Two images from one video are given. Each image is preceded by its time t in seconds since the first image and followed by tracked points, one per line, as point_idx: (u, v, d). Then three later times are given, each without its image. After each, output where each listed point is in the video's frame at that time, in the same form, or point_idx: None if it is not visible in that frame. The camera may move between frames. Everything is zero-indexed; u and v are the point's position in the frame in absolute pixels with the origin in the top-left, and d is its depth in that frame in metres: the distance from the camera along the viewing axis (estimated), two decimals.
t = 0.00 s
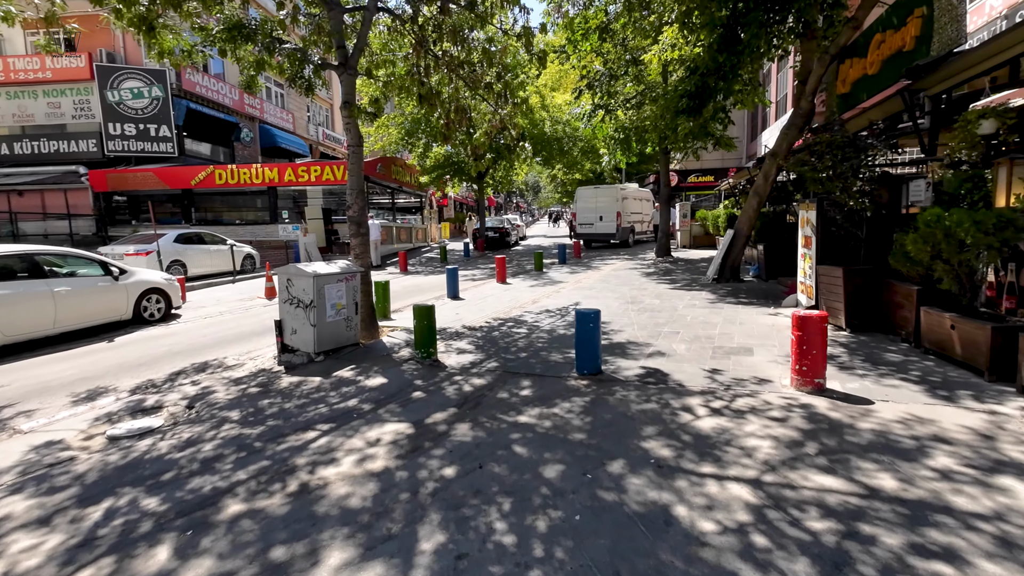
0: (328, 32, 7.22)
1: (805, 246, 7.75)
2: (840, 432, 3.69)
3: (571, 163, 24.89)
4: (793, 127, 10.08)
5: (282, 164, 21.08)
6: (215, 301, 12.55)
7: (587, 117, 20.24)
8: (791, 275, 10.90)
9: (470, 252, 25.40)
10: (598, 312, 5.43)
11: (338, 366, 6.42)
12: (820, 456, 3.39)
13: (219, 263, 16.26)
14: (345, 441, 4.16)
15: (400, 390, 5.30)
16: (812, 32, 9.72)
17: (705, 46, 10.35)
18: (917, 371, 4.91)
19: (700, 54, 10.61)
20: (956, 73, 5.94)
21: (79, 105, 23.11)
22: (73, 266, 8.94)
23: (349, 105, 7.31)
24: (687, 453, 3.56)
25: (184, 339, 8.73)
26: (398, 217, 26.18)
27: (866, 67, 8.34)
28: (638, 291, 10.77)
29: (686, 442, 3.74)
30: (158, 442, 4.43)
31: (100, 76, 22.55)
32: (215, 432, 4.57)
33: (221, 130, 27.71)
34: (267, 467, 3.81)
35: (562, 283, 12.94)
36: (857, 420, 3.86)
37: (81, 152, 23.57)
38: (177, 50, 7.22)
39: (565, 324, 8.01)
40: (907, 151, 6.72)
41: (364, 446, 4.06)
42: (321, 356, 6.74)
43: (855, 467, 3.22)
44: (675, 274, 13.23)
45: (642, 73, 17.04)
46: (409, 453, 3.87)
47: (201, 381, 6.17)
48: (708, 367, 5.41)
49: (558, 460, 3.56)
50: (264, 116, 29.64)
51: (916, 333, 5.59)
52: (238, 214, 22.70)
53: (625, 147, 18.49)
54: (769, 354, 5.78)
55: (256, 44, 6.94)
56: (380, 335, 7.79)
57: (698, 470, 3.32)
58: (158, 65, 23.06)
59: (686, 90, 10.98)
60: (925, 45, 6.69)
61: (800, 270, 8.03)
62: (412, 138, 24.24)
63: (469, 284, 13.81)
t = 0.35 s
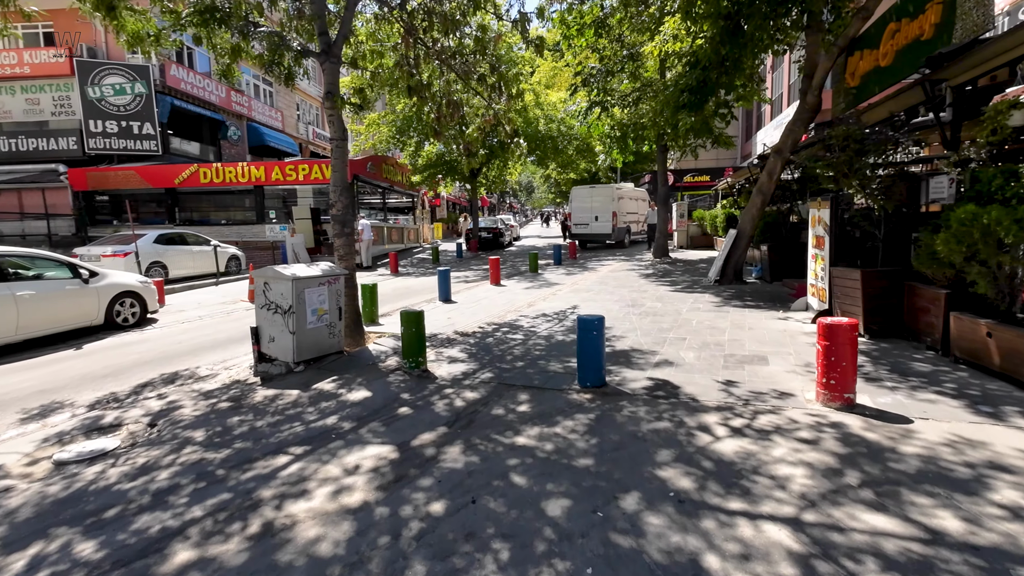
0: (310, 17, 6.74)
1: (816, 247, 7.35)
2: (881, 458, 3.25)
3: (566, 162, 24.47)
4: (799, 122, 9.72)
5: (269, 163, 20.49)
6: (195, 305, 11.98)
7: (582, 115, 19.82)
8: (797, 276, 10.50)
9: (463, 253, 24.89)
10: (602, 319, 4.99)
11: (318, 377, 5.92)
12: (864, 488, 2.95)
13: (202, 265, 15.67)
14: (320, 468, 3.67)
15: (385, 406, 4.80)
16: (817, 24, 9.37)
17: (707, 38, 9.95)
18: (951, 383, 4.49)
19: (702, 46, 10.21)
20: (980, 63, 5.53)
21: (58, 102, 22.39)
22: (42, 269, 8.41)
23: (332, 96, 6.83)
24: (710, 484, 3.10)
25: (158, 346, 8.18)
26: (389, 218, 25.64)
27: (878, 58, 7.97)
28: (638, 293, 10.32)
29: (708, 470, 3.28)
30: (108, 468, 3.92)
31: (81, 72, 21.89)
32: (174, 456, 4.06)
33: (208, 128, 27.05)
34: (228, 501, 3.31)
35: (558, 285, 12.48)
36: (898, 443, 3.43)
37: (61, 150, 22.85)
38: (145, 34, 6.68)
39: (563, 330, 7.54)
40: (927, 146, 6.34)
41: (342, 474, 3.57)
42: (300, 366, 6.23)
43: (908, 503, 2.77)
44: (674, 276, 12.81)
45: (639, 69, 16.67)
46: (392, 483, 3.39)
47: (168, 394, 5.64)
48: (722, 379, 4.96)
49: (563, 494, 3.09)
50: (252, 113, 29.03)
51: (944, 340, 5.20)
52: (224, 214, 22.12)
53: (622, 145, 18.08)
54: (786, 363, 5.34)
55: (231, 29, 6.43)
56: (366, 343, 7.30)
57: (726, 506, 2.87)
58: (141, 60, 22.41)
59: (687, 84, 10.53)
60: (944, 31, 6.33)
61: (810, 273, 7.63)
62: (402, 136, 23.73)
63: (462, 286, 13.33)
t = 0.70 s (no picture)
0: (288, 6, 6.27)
1: (828, 254, 6.96)
2: (936, 504, 2.81)
3: (561, 164, 24.05)
4: (805, 122, 9.37)
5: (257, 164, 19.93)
6: (174, 312, 11.42)
7: (577, 116, 19.40)
8: (802, 283, 10.11)
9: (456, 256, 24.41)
10: (607, 334, 4.55)
11: (297, 396, 5.43)
12: (923, 543, 2.51)
13: (185, 269, 15.08)
14: (287, 513, 3.18)
15: (367, 433, 4.32)
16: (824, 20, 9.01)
17: (710, 34, 9.58)
18: (992, 407, 4.08)
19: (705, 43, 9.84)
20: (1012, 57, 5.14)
21: (38, 100, 21.72)
22: (3, 276, 7.85)
23: (313, 91, 6.34)
24: (741, 537, 2.65)
25: (128, 359, 7.64)
26: (381, 221, 25.11)
27: (890, 54, 7.59)
28: (638, 301, 9.90)
29: (736, 518, 2.83)
30: (44, 512, 3.41)
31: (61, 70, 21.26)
32: (123, 497, 3.55)
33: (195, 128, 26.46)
34: (175, 558, 2.82)
35: (554, 291, 12.04)
36: (951, 483, 3.00)
37: (41, 150, 22.17)
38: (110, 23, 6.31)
39: (562, 342, 7.09)
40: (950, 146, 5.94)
41: (312, 521, 3.09)
42: (277, 384, 5.73)
43: (979, 565, 2.34)
44: (674, 281, 12.40)
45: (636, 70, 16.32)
46: (369, 534, 2.91)
47: (130, 418, 5.13)
48: (738, 401, 4.53)
49: (569, 551, 2.63)
50: (240, 114, 28.44)
51: (976, 357, 4.82)
52: (211, 216, 21.48)
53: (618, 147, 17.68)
54: (805, 382, 4.92)
55: (201, 17, 5.92)
56: (351, 356, 6.81)
57: (764, 569, 2.42)
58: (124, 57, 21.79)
59: (689, 83, 10.12)
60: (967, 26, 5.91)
61: (822, 281, 7.24)
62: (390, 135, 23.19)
63: (454, 292, 12.86)
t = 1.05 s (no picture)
0: None
1: (846, 255, 6.54)
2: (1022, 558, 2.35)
3: (557, 164, 23.62)
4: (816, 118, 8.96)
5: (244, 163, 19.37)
6: (153, 318, 10.85)
7: (574, 114, 18.97)
8: (812, 286, 9.69)
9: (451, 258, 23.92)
10: (617, 348, 4.07)
11: (273, 415, 4.92)
12: None
13: (168, 272, 14.50)
14: (248, 565, 2.69)
15: (349, 461, 3.83)
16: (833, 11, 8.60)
17: (715, 26, 9.17)
18: None
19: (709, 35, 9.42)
20: None
21: (18, 97, 21.02)
22: None
23: (294, 80, 5.82)
24: None
25: (95, 370, 7.09)
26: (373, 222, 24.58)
27: (910, 45, 7.17)
28: (640, 305, 9.46)
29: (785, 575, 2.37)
30: None
31: (42, 66, 20.61)
32: (58, 542, 3.04)
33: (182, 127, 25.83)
34: None
35: (552, 294, 11.58)
36: None
37: (21, 149, 21.47)
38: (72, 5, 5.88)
39: (563, 351, 6.63)
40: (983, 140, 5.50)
41: None
42: (252, 400, 5.21)
43: None
44: (676, 284, 11.97)
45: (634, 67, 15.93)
46: None
47: (86, 440, 4.60)
48: (763, 421, 4.07)
49: None
50: (230, 113, 27.83)
51: (1021, 370, 4.40)
52: (198, 217, 20.87)
53: (616, 147, 17.26)
54: (834, 399, 4.46)
55: None
56: (336, 368, 6.30)
57: None
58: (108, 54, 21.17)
59: (692, 78, 9.71)
60: (995, 14, 5.41)
61: (838, 285, 6.82)
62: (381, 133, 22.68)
63: (448, 296, 12.38)
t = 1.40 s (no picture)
0: None
1: (862, 257, 6.16)
2: None
3: (550, 163, 23.19)
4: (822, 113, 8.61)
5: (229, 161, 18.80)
6: (127, 323, 10.29)
7: (568, 112, 18.54)
8: (817, 288, 9.32)
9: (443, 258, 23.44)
10: (625, 362, 3.63)
11: (242, 435, 4.44)
12: None
13: (146, 274, 13.91)
14: None
15: (321, 493, 3.36)
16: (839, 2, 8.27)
17: (716, 17, 8.80)
18: None
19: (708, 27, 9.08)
20: None
21: None
22: None
23: (267, 65, 5.32)
24: None
25: (55, 382, 6.54)
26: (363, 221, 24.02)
27: (926, 34, 6.81)
28: (640, 308, 9.05)
29: None
30: None
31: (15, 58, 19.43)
32: None
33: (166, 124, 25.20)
34: None
35: (547, 296, 11.15)
36: None
37: None
38: None
39: (560, 359, 6.19)
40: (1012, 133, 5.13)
41: None
42: (219, 417, 4.72)
43: None
44: (674, 286, 11.58)
45: (629, 64, 15.59)
46: None
47: (28, 465, 4.09)
48: (787, 443, 3.64)
49: None
50: (216, 110, 27.20)
51: None
52: (181, 216, 20.23)
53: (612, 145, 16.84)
54: (862, 415, 4.06)
55: None
56: (316, 380, 5.81)
57: None
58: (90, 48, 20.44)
59: (693, 71, 9.32)
60: None
61: (852, 288, 6.44)
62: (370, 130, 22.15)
63: (439, 299, 11.91)
